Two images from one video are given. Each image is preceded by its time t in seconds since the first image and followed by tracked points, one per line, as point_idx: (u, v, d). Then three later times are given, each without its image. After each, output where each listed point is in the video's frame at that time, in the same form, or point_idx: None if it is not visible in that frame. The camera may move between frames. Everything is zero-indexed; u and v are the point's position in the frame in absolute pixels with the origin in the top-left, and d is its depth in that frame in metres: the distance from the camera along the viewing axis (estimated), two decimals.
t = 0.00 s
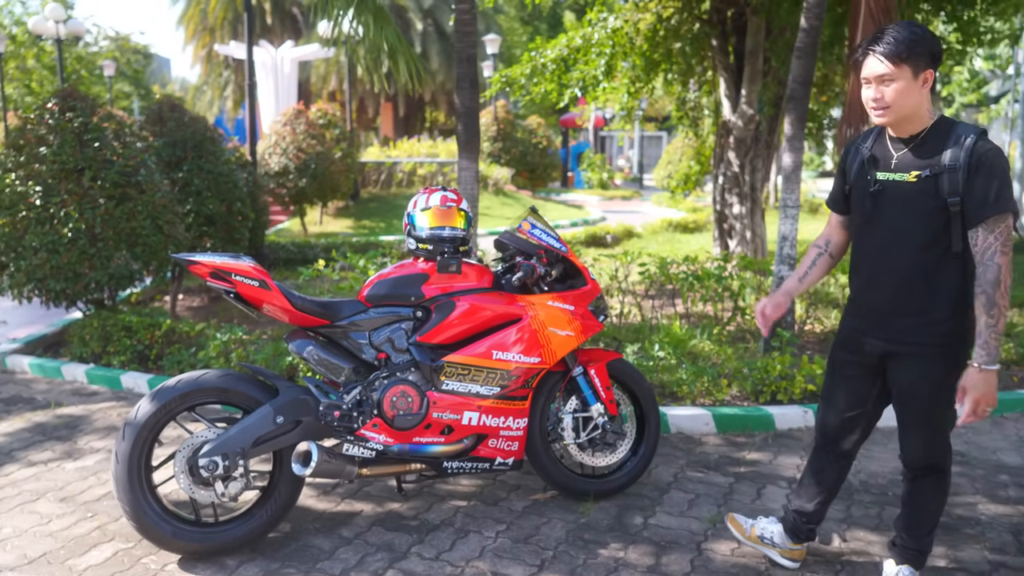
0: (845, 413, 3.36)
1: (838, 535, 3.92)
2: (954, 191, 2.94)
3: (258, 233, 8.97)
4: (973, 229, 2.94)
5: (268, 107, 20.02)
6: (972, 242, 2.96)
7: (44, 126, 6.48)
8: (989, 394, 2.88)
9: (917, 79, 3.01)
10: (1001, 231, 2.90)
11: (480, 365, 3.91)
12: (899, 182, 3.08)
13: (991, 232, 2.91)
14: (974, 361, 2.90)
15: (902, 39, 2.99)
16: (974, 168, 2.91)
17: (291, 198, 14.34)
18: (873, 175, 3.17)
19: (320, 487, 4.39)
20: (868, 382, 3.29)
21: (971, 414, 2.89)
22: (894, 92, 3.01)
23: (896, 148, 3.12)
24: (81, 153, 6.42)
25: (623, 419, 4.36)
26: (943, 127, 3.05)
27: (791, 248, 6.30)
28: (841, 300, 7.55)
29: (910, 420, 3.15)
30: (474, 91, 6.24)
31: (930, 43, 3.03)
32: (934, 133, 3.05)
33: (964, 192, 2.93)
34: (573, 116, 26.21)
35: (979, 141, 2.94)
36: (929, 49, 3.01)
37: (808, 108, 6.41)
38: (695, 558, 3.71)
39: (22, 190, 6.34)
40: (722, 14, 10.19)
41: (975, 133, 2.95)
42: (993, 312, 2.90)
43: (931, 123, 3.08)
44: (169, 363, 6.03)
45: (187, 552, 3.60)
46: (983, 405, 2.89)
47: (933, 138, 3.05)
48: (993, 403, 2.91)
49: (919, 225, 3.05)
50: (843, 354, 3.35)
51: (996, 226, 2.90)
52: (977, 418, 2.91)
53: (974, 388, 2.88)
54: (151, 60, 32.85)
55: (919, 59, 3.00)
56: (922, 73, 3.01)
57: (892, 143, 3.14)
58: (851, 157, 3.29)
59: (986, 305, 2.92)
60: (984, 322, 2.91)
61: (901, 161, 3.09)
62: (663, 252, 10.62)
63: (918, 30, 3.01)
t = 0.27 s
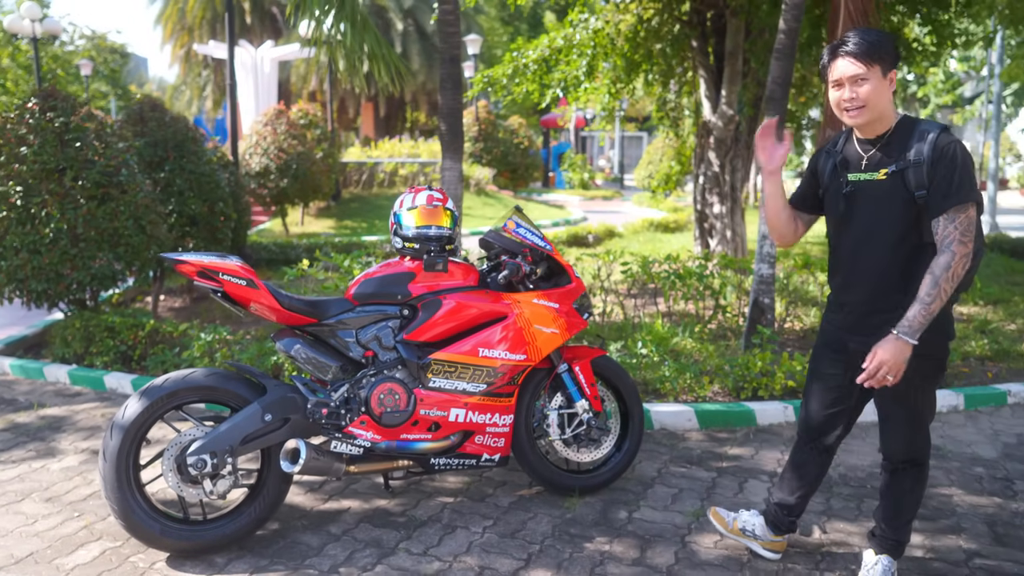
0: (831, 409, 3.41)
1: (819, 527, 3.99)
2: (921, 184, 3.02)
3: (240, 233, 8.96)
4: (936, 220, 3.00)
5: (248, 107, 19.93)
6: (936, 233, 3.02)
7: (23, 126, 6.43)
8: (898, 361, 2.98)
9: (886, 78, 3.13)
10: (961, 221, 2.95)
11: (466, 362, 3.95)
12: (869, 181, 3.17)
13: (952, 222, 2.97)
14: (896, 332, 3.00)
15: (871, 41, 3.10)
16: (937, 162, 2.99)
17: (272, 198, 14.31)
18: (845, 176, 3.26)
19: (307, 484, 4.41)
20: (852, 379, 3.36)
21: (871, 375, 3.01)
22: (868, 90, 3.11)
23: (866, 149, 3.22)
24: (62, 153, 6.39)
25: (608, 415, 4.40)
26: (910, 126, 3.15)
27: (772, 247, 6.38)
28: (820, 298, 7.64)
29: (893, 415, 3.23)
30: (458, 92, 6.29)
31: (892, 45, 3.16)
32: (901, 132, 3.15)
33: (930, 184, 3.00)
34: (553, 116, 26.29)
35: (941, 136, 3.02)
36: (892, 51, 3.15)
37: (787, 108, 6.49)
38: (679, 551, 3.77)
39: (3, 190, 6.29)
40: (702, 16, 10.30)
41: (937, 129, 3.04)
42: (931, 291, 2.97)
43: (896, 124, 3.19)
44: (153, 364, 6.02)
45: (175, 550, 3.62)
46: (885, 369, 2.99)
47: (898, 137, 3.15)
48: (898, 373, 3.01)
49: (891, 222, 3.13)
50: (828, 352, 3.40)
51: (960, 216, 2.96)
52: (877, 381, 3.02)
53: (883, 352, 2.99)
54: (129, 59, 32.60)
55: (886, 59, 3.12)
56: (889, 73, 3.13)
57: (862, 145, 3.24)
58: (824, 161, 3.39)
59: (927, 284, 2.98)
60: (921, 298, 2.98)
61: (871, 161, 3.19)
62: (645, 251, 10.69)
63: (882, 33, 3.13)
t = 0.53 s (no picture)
0: (806, 401, 3.50)
1: (807, 519, 4.07)
2: (880, 180, 3.08)
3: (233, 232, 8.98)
4: (897, 214, 3.08)
5: (238, 107, 19.92)
6: (899, 227, 3.10)
7: (16, 125, 6.45)
8: (898, 364, 3.07)
9: (840, 82, 3.23)
10: (922, 213, 3.03)
11: (459, 358, 4.01)
12: (833, 180, 3.25)
13: (913, 215, 3.04)
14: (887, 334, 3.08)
15: (822, 47, 3.20)
16: (893, 157, 3.07)
17: (263, 198, 14.32)
18: (812, 175, 3.34)
19: (303, 480, 4.46)
20: (829, 370, 3.45)
21: (876, 381, 3.10)
22: (820, 94, 3.22)
23: (829, 150, 3.32)
24: (54, 152, 6.40)
25: (600, 410, 4.47)
26: (869, 124, 3.22)
27: (761, 245, 6.45)
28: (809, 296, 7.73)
29: (867, 407, 3.29)
30: (450, 92, 6.34)
31: (846, 49, 3.26)
32: (861, 131, 3.23)
33: (889, 180, 3.07)
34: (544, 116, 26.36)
35: (897, 134, 3.10)
36: (846, 55, 3.24)
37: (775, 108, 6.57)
38: (670, 543, 3.84)
39: None
40: (691, 16, 10.33)
41: (894, 127, 3.13)
42: (907, 289, 3.05)
43: (856, 123, 3.28)
44: (147, 362, 6.04)
45: (172, 544, 3.65)
46: (889, 373, 3.08)
47: (858, 136, 3.24)
48: (902, 373, 3.10)
49: (857, 218, 3.20)
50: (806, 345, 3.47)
51: (921, 209, 3.03)
52: (884, 385, 3.11)
53: (881, 357, 3.07)
54: (118, 59, 32.50)
55: (840, 63, 3.22)
56: (842, 77, 3.23)
57: (825, 145, 3.33)
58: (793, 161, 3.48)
59: (902, 280, 3.07)
60: (900, 296, 3.06)
61: (834, 160, 3.27)
62: (636, 249, 10.76)
63: (834, 38, 3.23)
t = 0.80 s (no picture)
0: (773, 394, 3.63)
1: (799, 513, 4.14)
2: (840, 176, 3.23)
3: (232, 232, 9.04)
4: (859, 208, 3.24)
5: (235, 107, 19.95)
6: (861, 220, 3.26)
7: (18, 126, 6.51)
8: (894, 353, 3.20)
9: (802, 83, 3.37)
10: (883, 206, 3.20)
11: (458, 355, 4.07)
12: (793, 177, 3.39)
13: (875, 208, 3.21)
14: (877, 326, 3.22)
15: (787, 48, 3.31)
16: (852, 155, 3.22)
17: (261, 199, 14.37)
18: (772, 174, 3.47)
19: (303, 476, 4.52)
20: (793, 362, 3.57)
21: (879, 372, 3.21)
22: (785, 93, 3.34)
23: (787, 148, 3.45)
24: (55, 153, 6.45)
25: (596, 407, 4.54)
26: (823, 123, 3.37)
27: (755, 244, 6.52)
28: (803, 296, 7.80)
29: (836, 395, 3.38)
30: (447, 93, 6.40)
31: (808, 50, 3.39)
32: (816, 130, 3.38)
33: (848, 176, 3.22)
34: (540, 117, 26.43)
35: (853, 131, 3.26)
36: (808, 56, 3.37)
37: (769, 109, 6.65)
38: (666, 536, 3.91)
39: None
40: (687, 17, 10.36)
41: (849, 125, 3.28)
42: (885, 282, 3.21)
43: (812, 123, 3.42)
44: (147, 361, 6.09)
45: (176, 538, 3.72)
46: (887, 363, 3.21)
47: (815, 135, 3.38)
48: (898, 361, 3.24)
49: (818, 214, 3.34)
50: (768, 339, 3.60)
51: (880, 202, 3.20)
52: (885, 376, 3.23)
53: (878, 349, 3.20)
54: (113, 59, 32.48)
55: (802, 64, 3.35)
56: (805, 77, 3.37)
57: (783, 144, 3.47)
58: (750, 161, 3.61)
59: (876, 271, 3.22)
60: (882, 291, 3.22)
61: (792, 159, 3.41)
62: (632, 249, 10.83)
63: (798, 39, 3.35)
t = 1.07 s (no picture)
0: (745, 389, 3.70)
1: (794, 510, 4.20)
2: (794, 177, 3.30)
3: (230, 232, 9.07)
4: (811, 208, 3.33)
5: (231, 107, 19.96)
6: (813, 218, 3.35)
7: (18, 127, 6.53)
8: (820, 342, 3.35)
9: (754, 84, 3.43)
10: (833, 206, 3.30)
11: (457, 355, 4.13)
12: (748, 178, 3.45)
13: (826, 207, 3.30)
14: (810, 315, 3.36)
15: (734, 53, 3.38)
16: (805, 157, 3.30)
17: (258, 199, 14.41)
18: (729, 175, 3.53)
19: (304, 475, 4.57)
20: (761, 359, 3.64)
21: (803, 359, 3.37)
22: (742, 95, 3.40)
23: (743, 150, 3.50)
24: (55, 154, 6.49)
25: (593, 406, 4.59)
26: (777, 125, 3.44)
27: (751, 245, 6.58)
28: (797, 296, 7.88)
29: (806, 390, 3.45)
30: (446, 94, 6.45)
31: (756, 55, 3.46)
32: (770, 132, 3.45)
33: (802, 177, 3.30)
34: (537, 117, 26.49)
35: (805, 134, 3.34)
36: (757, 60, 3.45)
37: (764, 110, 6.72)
38: (662, 533, 3.96)
39: None
40: (682, 18, 10.39)
41: (801, 128, 3.36)
42: (825, 275, 3.31)
43: (767, 124, 3.48)
44: (148, 361, 6.13)
45: (180, 536, 3.77)
46: (814, 351, 3.35)
47: (769, 137, 3.44)
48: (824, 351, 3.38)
49: (774, 213, 3.42)
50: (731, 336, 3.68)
51: (831, 202, 3.29)
52: (808, 363, 3.38)
53: (806, 337, 3.35)
54: (108, 59, 32.43)
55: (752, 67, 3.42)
56: (757, 79, 3.43)
57: (739, 146, 3.52)
58: (709, 163, 3.66)
59: (820, 267, 3.33)
60: (821, 283, 3.32)
61: (748, 161, 3.46)
62: (629, 249, 10.89)
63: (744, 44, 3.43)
